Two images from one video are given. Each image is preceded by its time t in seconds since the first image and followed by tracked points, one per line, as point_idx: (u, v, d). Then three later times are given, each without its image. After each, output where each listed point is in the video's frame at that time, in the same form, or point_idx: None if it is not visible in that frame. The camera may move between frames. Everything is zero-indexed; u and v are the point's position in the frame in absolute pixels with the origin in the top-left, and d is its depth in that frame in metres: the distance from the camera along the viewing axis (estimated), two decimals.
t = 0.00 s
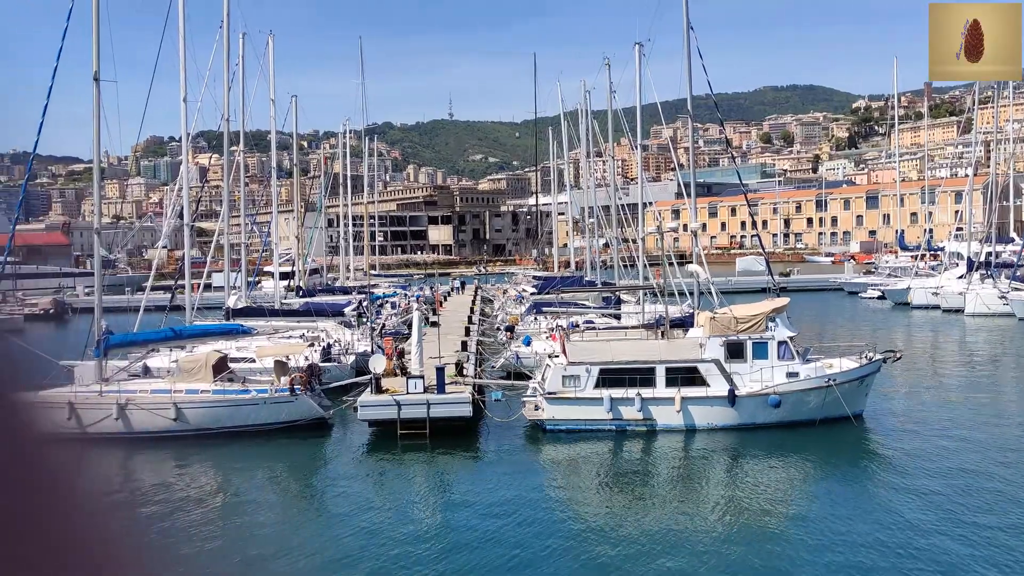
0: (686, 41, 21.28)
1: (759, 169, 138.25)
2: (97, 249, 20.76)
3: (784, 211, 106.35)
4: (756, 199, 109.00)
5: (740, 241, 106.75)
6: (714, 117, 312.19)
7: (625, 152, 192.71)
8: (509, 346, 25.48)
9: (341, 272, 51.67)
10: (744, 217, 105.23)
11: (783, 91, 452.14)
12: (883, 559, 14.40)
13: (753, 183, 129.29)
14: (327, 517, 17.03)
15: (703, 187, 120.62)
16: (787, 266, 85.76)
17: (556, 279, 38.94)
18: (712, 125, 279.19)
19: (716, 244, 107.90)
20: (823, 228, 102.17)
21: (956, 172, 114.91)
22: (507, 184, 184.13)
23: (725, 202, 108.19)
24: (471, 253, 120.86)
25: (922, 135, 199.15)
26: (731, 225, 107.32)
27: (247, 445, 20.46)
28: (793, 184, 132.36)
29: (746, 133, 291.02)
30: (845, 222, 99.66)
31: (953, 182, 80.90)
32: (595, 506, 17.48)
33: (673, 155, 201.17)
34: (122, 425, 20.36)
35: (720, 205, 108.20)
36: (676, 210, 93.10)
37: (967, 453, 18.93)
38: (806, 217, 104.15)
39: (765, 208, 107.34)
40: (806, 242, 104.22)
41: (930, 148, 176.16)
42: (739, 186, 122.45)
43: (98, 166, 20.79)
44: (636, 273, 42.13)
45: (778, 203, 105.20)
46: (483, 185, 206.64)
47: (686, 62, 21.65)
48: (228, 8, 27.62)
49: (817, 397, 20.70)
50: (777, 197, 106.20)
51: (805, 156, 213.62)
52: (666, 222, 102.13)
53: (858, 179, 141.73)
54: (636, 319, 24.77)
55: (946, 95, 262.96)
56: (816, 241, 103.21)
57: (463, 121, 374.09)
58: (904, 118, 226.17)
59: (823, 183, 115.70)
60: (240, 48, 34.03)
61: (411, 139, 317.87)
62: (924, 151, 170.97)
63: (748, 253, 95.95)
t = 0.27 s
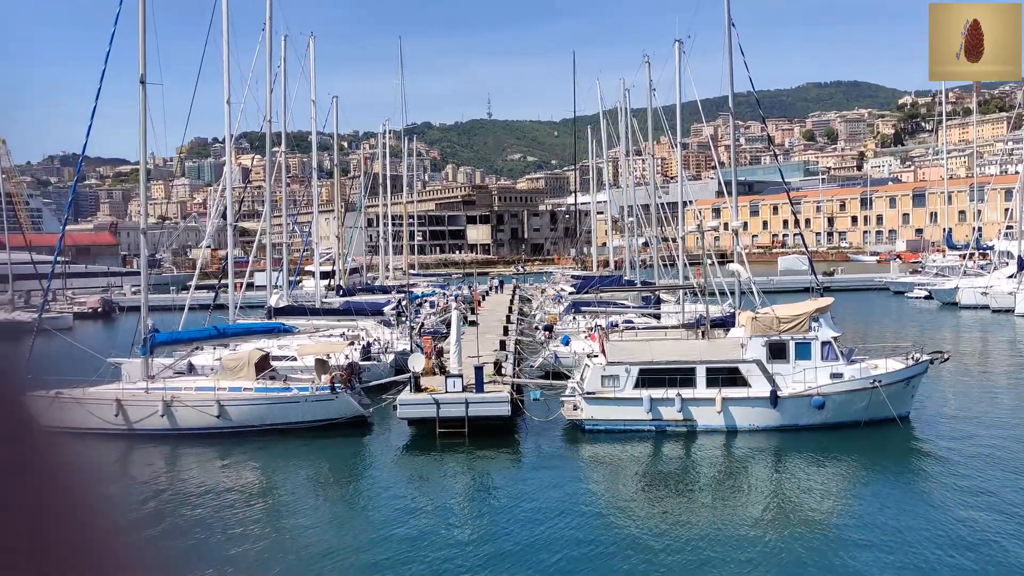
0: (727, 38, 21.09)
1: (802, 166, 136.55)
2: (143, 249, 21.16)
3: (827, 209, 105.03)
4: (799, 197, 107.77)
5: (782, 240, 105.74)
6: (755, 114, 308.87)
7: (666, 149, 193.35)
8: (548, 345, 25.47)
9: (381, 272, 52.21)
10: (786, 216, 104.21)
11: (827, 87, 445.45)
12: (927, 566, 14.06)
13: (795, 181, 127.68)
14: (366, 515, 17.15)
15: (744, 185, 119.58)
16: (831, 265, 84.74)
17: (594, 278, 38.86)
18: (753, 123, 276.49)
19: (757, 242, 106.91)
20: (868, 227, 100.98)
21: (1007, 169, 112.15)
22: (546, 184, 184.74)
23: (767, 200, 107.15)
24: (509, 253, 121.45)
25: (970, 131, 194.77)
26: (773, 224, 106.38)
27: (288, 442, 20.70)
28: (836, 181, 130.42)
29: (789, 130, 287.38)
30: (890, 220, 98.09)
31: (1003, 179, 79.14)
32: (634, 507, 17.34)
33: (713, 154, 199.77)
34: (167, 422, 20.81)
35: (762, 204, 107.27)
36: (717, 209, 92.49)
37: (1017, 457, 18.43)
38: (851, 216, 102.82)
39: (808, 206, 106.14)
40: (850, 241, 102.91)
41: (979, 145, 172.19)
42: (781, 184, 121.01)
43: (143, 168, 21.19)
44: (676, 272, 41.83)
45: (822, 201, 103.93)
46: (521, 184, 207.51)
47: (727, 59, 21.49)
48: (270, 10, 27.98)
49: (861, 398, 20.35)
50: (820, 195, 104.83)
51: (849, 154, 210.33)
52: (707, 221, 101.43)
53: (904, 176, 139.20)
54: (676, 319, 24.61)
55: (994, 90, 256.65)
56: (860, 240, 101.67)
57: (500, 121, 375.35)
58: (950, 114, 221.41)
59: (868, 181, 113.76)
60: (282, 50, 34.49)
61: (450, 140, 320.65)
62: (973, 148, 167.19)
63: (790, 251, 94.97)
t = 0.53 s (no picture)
0: (763, 33, 20.90)
1: (840, 163, 134.88)
2: (182, 247, 21.47)
3: (866, 207, 103.66)
4: (836, 194, 106.74)
5: (820, 238, 104.73)
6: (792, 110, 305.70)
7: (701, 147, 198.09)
8: (581, 344, 25.45)
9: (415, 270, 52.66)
10: (824, 213, 103.20)
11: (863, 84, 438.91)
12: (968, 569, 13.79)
13: (833, 178, 126.13)
14: (400, 511, 17.21)
15: (781, 182, 118.52)
16: (870, 263, 83.65)
17: (628, 276, 38.79)
18: (790, 119, 273.70)
19: (794, 240, 106.15)
20: (908, 224, 99.45)
21: None
22: (581, 181, 185.25)
23: (804, 197, 106.19)
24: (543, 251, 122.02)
25: (1014, 126, 190.61)
26: (810, 222, 105.42)
27: (323, 438, 20.90)
28: (875, 178, 128.56)
29: (827, 126, 283.96)
30: (931, 217, 96.50)
31: None
32: (669, 506, 17.21)
33: (749, 151, 198.39)
34: (205, 418, 21.11)
35: (799, 201, 106.37)
36: (753, 207, 91.79)
37: None
38: (891, 213, 101.42)
39: (846, 204, 104.90)
40: (890, 238, 101.54)
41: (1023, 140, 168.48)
42: (819, 181, 119.74)
43: (183, 167, 21.52)
44: (711, 270, 41.63)
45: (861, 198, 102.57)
46: (556, 183, 208.13)
47: (763, 54, 21.33)
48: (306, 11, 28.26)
49: (901, 398, 20.03)
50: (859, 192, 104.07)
51: (888, 150, 207.07)
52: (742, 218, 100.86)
53: (946, 172, 136.73)
54: (711, 318, 24.46)
55: None
56: (900, 238, 100.35)
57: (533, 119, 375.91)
58: (993, 109, 216.95)
59: (909, 177, 111.95)
60: (317, 50, 34.90)
61: (483, 138, 322.76)
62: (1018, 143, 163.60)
63: (828, 249, 94.05)
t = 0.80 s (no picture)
0: (797, 28, 20.72)
1: (875, 159, 133.43)
2: (216, 244, 21.68)
3: (901, 204, 102.49)
4: (871, 191, 105.85)
5: (854, 235, 103.93)
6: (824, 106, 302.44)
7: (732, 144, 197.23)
8: (612, 341, 25.44)
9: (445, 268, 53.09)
10: (859, 210, 102.49)
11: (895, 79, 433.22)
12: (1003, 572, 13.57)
13: (868, 175, 124.81)
14: (429, 507, 17.31)
15: (815, 179, 117.67)
16: (905, 261, 82.84)
17: (659, 274, 38.76)
18: (822, 115, 271.10)
19: (828, 238, 105.54)
20: (944, 222, 98.43)
21: None
22: (612, 179, 185.41)
23: (839, 195, 105.41)
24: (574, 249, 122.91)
25: None
26: (845, 219, 104.73)
27: (354, 434, 21.07)
28: (911, 175, 126.99)
29: (861, 122, 280.42)
30: (968, 215, 95.46)
31: None
32: (701, 505, 17.12)
33: (781, 147, 197.21)
34: (239, 413, 21.34)
35: (833, 198, 105.70)
36: (786, 204, 91.27)
37: None
38: (927, 210, 100.47)
39: (881, 200, 104.01)
40: (926, 236, 100.62)
41: None
42: (854, 178, 118.58)
43: (216, 165, 21.73)
44: (744, 268, 41.43)
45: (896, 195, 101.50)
46: (586, 180, 208.52)
47: (797, 50, 21.15)
48: (338, 10, 28.51)
49: (938, 398, 19.77)
50: (894, 189, 103.56)
51: (924, 146, 204.45)
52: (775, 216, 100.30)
53: (984, 168, 134.62)
54: (743, 316, 24.34)
55: None
56: (937, 235, 99.22)
57: (561, 116, 376.14)
58: None
59: (946, 173, 110.46)
60: (349, 49, 35.20)
61: (511, 136, 323.93)
62: None
63: (863, 247, 93.25)
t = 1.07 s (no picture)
0: (827, 23, 20.63)
1: (906, 155, 132.19)
2: (244, 241, 21.81)
3: (933, 200, 101.70)
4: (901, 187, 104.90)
5: (884, 232, 103.20)
6: (854, 102, 299.53)
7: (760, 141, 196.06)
8: (638, 339, 25.47)
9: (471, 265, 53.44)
10: (889, 207, 101.62)
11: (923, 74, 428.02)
12: None
13: (898, 171, 123.59)
14: (455, 503, 17.38)
15: (845, 175, 116.97)
16: (936, 258, 82.08)
17: (686, 271, 38.77)
18: (851, 111, 268.45)
19: (857, 235, 104.76)
20: (976, 218, 98.62)
21: None
22: (638, 176, 185.08)
23: (868, 191, 104.55)
24: (601, 246, 124.45)
25: None
26: (874, 216, 103.99)
27: (380, 430, 21.20)
28: (943, 171, 125.57)
29: (892, 117, 276.71)
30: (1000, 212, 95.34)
31: None
32: (728, 502, 17.10)
33: (810, 143, 195.85)
34: (267, 409, 21.52)
35: (862, 195, 104.91)
36: (814, 200, 90.75)
37: None
38: (958, 207, 100.39)
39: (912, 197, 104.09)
40: (958, 233, 100.46)
41: None
42: (884, 174, 117.34)
43: (245, 162, 21.91)
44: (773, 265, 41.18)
45: (928, 192, 100.73)
46: (611, 177, 208.32)
47: (826, 45, 20.99)
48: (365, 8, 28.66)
49: (968, 397, 19.61)
50: (925, 185, 100.64)
51: (955, 142, 201.85)
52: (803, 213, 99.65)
53: (1017, 164, 132.83)
54: (771, 314, 24.31)
55: None
56: (969, 233, 99.30)
57: (584, 113, 375.52)
58: None
59: (979, 170, 109.15)
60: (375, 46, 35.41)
61: (535, 133, 324.26)
62: None
63: (893, 244, 92.53)
